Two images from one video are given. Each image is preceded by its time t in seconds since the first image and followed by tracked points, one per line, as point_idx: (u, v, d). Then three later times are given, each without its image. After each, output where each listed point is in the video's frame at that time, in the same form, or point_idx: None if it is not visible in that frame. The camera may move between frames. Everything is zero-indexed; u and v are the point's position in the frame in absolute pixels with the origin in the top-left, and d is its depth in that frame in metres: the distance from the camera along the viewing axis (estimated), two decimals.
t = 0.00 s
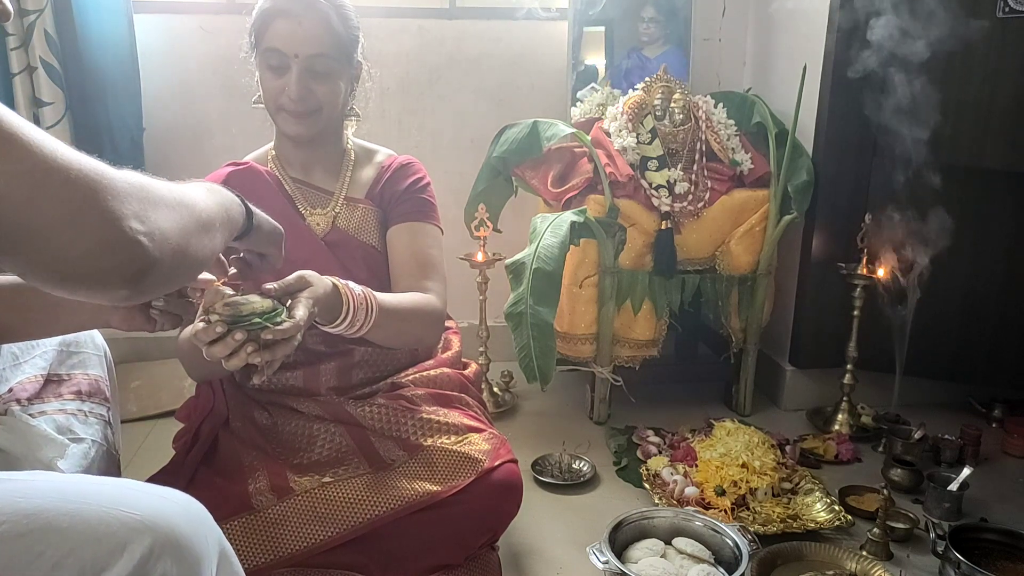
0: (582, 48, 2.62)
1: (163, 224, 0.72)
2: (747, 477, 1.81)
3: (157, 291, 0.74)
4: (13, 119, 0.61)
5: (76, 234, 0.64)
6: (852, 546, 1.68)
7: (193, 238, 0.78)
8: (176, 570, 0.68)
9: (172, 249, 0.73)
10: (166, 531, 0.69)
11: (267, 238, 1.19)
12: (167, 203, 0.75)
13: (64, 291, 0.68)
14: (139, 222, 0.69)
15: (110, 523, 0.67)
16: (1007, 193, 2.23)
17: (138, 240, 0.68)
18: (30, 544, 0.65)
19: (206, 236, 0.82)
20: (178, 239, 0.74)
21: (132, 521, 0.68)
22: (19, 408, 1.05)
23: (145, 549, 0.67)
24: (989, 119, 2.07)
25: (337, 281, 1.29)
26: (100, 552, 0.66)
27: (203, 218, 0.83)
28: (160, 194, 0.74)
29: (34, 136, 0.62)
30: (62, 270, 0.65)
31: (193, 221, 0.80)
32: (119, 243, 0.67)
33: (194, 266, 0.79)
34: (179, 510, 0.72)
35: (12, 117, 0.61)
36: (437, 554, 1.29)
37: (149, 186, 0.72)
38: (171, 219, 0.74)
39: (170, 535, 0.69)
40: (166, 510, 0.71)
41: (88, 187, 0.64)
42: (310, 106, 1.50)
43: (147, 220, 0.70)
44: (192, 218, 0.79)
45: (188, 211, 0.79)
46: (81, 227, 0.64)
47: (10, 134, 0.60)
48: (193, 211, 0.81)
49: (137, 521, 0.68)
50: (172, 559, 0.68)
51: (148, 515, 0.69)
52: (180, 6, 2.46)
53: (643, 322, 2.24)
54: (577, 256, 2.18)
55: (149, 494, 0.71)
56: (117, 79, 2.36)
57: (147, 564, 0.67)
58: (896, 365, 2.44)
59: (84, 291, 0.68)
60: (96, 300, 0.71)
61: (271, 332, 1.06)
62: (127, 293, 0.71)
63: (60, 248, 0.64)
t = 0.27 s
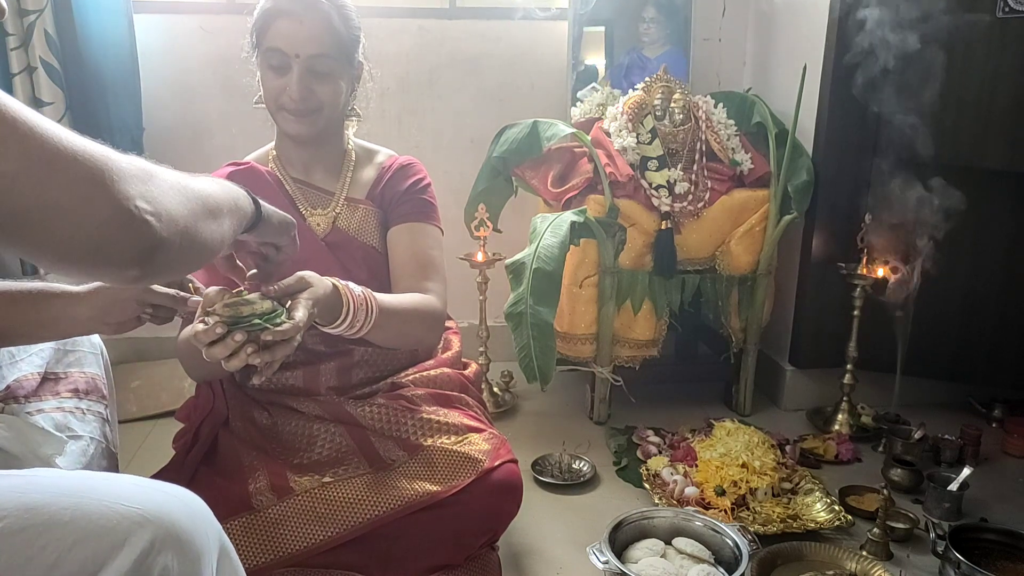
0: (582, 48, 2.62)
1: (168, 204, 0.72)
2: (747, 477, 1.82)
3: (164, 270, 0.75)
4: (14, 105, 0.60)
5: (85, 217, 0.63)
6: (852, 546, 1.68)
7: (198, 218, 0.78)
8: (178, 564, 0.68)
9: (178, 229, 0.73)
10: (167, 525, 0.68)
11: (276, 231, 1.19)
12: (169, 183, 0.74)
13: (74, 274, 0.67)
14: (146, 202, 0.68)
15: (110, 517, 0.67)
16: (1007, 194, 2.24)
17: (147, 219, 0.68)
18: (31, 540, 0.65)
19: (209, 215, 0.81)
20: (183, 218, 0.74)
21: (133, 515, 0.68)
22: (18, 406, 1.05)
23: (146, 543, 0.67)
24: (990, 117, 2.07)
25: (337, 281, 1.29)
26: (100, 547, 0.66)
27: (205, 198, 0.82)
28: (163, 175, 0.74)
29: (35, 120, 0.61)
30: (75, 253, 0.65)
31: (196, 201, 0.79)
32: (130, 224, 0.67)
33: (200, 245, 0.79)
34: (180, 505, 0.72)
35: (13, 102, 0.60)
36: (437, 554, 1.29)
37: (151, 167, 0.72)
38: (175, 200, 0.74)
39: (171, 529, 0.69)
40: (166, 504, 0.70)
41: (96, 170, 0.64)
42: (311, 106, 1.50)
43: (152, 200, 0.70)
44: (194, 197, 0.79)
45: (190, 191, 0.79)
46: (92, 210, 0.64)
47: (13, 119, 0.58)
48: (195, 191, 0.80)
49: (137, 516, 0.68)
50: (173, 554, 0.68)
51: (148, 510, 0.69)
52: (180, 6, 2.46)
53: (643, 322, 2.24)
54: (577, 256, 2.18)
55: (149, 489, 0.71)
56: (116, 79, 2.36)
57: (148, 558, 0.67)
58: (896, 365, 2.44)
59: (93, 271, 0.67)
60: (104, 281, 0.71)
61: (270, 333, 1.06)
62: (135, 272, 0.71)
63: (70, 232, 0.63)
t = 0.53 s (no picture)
0: (582, 48, 2.62)
1: (158, 210, 0.71)
2: (747, 477, 1.81)
3: (152, 278, 0.73)
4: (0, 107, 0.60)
5: (69, 220, 0.63)
6: (851, 546, 1.68)
7: (188, 225, 0.77)
8: (176, 564, 0.68)
9: (168, 235, 0.72)
10: (165, 525, 0.68)
11: (257, 221, 1.20)
12: (160, 189, 0.74)
13: (58, 280, 0.66)
14: (133, 208, 0.68)
15: (109, 517, 0.67)
16: (1006, 194, 2.24)
17: (133, 226, 0.67)
18: (30, 540, 0.65)
19: (201, 223, 0.81)
20: (173, 226, 0.73)
21: (131, 515, 0.68)
22: (18, 406, 1.04)
23: (144, 544, 0.67)
24: (989, 117, 2.07)
25: (336, 280, 1.29)
26: (99, 547, 0.66)
27: (197, 205, 0.82)
28: (153, 181, 0.73)
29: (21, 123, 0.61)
30: (57, 258, 0.64)
31: (188, 208, 0.79)
32: (116, 230, 0.66)
33: (190, 253, 0.78)
34: (179, 504, 0.71)
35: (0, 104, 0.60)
36: (437, 554, 1.29)
37: (142, 173, 0.71)
38: (165, 206, 0.73)
39: (169, 530, 0.68)
40: (165, 504, 0.70)
41: (80, 173, 0.63)
42: (311, 106, 1.50)
43: (141, 206, 0.69)
44: (186, 204, 0.78)
45: (182, 198, 0.78)
46: (76, 213, 0.63)
47: None
48: (187, 198, 0.80)
49: (135, 516, 0.68)
50: (172, 554, 0.68)
51: (146, 510, 0.68)
52: (180, 5, 2.45)
53: (643, 322, 2.24)
54: (577, 256, 2.18)
55: (148, 488, 0.71)
56: (116, 79, 2.36)
57: (147, 559, 0.67)
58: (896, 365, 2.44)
59: (79, 277, 0.67)
60: (92, 288, 0.70)
61: (268, 329, 1.06)
62: (124, 280, 0.70)
63: (54, 235, 0.63)
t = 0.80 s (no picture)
0: (582, 48, 2.62)
1: (148, 209, 0.71)
2: (747, 477, 1.81)
3: (143, 277, 0.73)
4: None
5: (57, 218, 0.63)
6: (851, 546, 1.68)
7: (180, 224, 0.77)
8: (172, 565, 0.68)
9: (157, 234, 0.72)
10: (161, 527, 0.68)
11: (256, 224, 1.20)
12: (152, 188, 0.73)
13: (47, 278, 0.66)
14: (122, 206, 0.68)
15: (105, 518, 0.67)
16: (1006, 194, 2.24)
17: (122, 224, 0.67)
18: (26, 541, 0.65)
19: (193, 222, 0.81)
20: (163, 224, 0.73)
21: (128, 516, 0.68)
22: (19, 408, 1.05)
23: (140, 545, 0.67)
24: (989, 117, 2.08)
25: (336, 277, 1.29)
26: (95, 548, 0.66)
27: (190, 203, 0.82)
28: (145, 178, 0.73)
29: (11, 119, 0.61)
30: (46, 255, 0.64)
31: (180, 206, 0.78)
32: (104, 228, 0.66)
33: (181, 252, 0.78)
34: (175, 505, 0.71)
35: None
36: (437, 553, 1.29)
37: (134, 171, 0.71)
38: (156, 204, 0.73)
39: (166, 531, 0.68)
40: (161, 505, 0.70)
41: (70, 170, 0.63)
42: (311, 105, 1.50)
43: (131, 205, 0.69)
44: (178, 203, 0.78)
45: (175, 196, 0.78)
46: (65, 210, 0.63)
47: None
48: (180, 196, 0.79)
49: (130, 517, 0.68)
50: (168, 555, 0.68)
51: (142, 511, 0.68)
52: (181, 6, 2.46)
53: (643, 322, 2.24)
54: (577, 256, 2.18)
55: (144, 489, 0.71)
56: (115, 79, 2.36)
57: (142, 560, 0.67)
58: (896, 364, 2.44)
59: (67, 276, 0.67)
60: (81, 286, 0.70)
61: (268, 324, 1.06)
62: (112, 278, 0.70)
63: (41, 233, 0.63)
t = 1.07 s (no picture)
0: (582, 48, 2.62)
1: (147, 218, 0.71)
2: (746, 477, 1.81)
3: (141, 287, 0.73)
4: None
5: (56, 228, 0.63)
6: (851, 546, 1.68)
7: (179, 232, 0.77)
8: (169, 567, 0.68)
9: (157, 244, 0.72)
10: (159, 528, 0.68)
11: (255, 225, 1.20)
12: (151, 197, 0.74)
13: (47, 289, 0.66)
14: (121, 216, 0.68)
15: (102, 519, 0.67)
16: (1006, 194, 2.24)
17: (121, 235, 0.67)
18: (23, 542, 0.65)
19: (192, 230, 0.81)
20: (162, 234, 0.73)
21: (125, 517, 0.68)
22: (20, 408, 1.05)
23: (138, 546, 0.67)
24: (989, 118, 2.09)
25: (334, 277, 1.29)
26: (93, 548, 0.66)
27: (189, 211, 0.81)
28: (144, 187, 0.73)
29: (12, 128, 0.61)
30: (45, 265, 0.64)
31: (179, 214, 0.78)
32: (102, 238, 0.66)
33: (180, 261, 0.78)
34: (173, 506, 0.71)
35: None
36: (437, 554, 1.29)
37: (134, 180, 0.71)
38: (155, 214, 0.73)
39: (163, 532, 0.68)
40: (159, 506, 0.70)
41: (69, 181, 0.63)
42: (311, 105, 1.50)
43: (130, 214, 0.69)
44: (178, 211, 0.78)
45: (174, 204, 0.78)
46: (64, 221, 0.63)
47: None
48: (179, 204, 0.79)
49: (128, 518, 0.68)
50: (165, 556, 0.68)
51: (140, 512, 0.68)
52: (181, 6, 2.45)
53: (643, 322, 2.24)
54: (577, 256, 2.18)
55: (142, 490, 0.71)
56: (115, 79, 2.36)
57: (140, 561, 0.67)
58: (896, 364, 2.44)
59: (65, 286, 0.67)
60: (79, 295, 0.70)
61: (267, 325, 1.06)
62: (109, 288, 0.70)
63: (41, 243, 0.63)
